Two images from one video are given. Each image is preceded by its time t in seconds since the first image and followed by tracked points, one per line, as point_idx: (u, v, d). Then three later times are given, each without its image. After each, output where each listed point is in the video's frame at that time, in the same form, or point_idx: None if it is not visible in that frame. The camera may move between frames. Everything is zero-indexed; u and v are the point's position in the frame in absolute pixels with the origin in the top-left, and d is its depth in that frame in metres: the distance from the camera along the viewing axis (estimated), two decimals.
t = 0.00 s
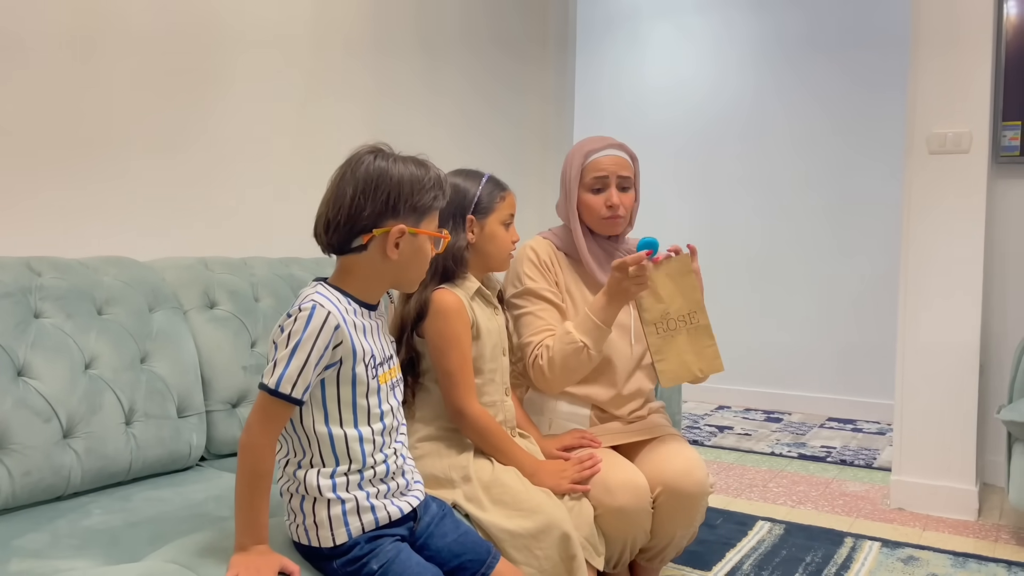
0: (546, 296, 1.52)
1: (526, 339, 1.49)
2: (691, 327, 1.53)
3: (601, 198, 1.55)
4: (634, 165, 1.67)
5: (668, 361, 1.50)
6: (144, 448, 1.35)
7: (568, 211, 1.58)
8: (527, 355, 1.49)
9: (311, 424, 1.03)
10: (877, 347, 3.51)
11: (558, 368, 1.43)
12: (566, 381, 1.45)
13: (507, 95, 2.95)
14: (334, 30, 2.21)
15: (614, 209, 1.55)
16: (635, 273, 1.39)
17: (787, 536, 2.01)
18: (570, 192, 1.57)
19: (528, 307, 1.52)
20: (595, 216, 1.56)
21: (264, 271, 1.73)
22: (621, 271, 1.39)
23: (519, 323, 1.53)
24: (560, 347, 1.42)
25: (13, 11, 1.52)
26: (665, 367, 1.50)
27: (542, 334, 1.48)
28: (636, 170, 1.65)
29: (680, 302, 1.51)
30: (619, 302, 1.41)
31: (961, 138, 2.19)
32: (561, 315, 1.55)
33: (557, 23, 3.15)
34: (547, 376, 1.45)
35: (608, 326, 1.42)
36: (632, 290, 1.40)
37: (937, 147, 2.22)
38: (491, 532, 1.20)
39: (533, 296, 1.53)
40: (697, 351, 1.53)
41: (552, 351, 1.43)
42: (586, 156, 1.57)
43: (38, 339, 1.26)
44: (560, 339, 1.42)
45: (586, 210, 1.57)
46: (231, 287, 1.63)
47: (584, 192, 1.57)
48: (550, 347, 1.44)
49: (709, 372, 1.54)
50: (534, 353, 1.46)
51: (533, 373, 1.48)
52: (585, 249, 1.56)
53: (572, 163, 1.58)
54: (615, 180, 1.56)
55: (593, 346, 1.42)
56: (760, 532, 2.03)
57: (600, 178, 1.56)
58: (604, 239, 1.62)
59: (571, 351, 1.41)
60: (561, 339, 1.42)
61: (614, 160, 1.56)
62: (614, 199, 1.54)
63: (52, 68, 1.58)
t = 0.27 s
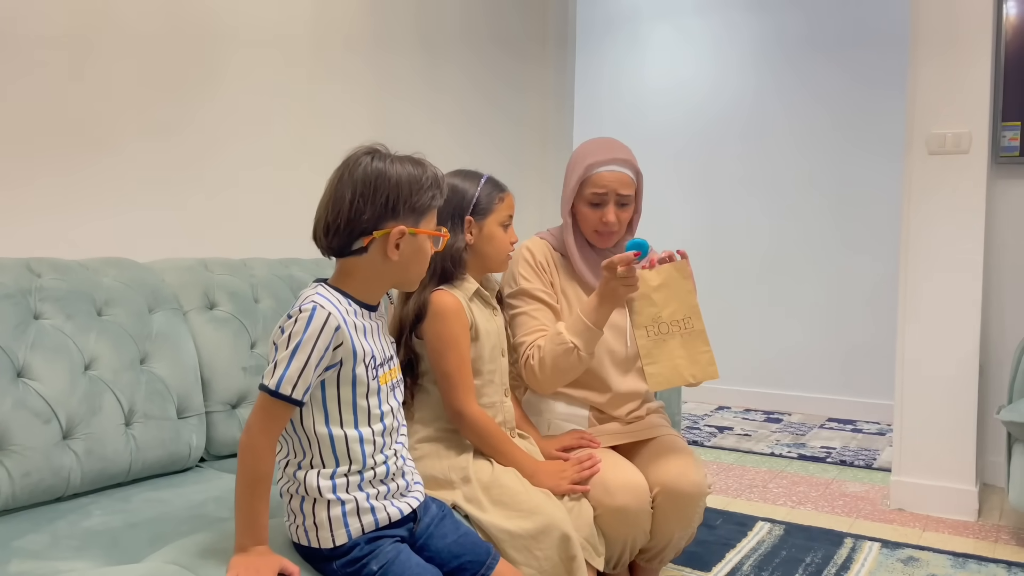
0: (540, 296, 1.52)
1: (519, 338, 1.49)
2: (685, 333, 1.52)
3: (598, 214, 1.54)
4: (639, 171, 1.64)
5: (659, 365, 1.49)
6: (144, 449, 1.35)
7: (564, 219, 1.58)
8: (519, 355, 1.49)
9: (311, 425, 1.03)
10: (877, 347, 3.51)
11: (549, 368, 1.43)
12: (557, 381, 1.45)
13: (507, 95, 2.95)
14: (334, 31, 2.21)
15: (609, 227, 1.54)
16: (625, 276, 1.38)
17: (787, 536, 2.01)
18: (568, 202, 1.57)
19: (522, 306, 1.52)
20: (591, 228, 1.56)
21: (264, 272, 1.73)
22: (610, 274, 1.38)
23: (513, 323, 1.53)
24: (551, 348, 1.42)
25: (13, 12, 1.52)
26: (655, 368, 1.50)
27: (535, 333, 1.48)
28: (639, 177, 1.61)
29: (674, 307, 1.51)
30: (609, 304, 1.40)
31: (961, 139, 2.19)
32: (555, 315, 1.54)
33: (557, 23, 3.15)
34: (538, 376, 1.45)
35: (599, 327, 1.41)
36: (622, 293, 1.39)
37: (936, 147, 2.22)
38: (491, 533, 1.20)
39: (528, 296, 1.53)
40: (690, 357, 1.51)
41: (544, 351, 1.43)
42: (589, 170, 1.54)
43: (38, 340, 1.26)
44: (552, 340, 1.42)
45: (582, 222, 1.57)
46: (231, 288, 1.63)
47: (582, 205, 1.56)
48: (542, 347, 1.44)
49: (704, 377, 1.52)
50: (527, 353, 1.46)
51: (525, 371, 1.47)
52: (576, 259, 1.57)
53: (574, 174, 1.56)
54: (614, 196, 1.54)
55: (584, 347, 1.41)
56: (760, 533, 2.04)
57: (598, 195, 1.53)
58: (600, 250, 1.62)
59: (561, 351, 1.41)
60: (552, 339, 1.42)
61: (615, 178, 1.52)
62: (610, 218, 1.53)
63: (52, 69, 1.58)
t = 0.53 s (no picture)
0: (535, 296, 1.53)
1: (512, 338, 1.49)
2: (659, 348, 1.47)
3: (600, 227, 1.53)
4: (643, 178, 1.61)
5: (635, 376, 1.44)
6: (144, 448, 1.35)
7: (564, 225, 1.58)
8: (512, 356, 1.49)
9: (311, 424, 1.03)
10: (878, 347, 3.50)
11: (538, 370, 1.42)
12: (545, 383, 1.44)
13: (506, 95, 2.95)
14: (334, 31, 2.21)
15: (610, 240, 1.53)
16: (614, 282, 1.36)
17: (787, 536, 2.01)
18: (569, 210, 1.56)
19: (517, 306, 1.52)
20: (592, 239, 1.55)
21: (264, 272, 1.73)
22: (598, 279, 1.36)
23: (508, 322, 1.53)
24: (540, 350, 1.41)
25: (13, 12, 1.52)
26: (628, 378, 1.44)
27: (528, 334, 1.47)
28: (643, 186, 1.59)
29: (654, 320, 1.46)
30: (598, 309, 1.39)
31: (961, 138, 2.19)
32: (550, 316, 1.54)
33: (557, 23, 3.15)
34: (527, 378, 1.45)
35: (589, 332, 1.40)
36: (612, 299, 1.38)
37: (937, 147, 2.22)
38: (491, 533, 1.20)
39: (523, 297, 1.53)
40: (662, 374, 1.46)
41: (533, 352, 1.43)
42: (590, 183, 1.51)
43: (38, 340, 1.26)
44: (543, 341, 1.42)
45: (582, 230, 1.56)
46: (231, 288, 1.63)
47: (582, 215, 1.55)
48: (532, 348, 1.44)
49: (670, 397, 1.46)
50: (518, 353, 1.46)
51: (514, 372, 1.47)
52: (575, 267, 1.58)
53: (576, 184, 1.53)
54: (616, 211, 1.53)
55: (573, 351, 1.40)
56: (761, 533, 2.04)
57: (599, 209, 1.52)
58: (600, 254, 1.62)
59: (550, 354, 1.40)
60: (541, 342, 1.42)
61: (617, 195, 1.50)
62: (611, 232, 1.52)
63: (53, 69, 1.58)
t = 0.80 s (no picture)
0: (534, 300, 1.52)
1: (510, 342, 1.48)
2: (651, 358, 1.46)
3: (600, 215, 1.53)
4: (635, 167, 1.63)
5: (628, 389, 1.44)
6: (144, 448, 1.35)
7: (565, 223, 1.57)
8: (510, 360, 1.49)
9: (311, 424, 1.03)
10: (878, 348, 3.50)
11: (534, 376, 1.41)
12: (541, 389, 1.44)
13: (506, 95, 2.95)
14: (334, 30, 2.21)
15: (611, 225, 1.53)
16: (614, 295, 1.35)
17: (787, 536, 2.01)
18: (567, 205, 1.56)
19: (516, 311, 1.52)
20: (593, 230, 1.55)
21: (264, 272, 1.73)
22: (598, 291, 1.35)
23: (507, 326, 1.53)
24: (536, 357, 1.41)
25: (14, 12, 1.52)
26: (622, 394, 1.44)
27: (526, 339, 1.47)
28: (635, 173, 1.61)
29: (648, 331, 1.44)
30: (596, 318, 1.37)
31: (961, 138, 2.19)
32: (550, 321, 1.54)
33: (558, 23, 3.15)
34: (524, 384, 1.44)
35: (586, 341, 1.39)
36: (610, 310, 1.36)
37: (937, 147, 2.22)
38: (491, 532, 1.20)
39: (522, 301, 1.53)
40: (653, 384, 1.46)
41: (530, 358, 1.43)
42: (583, 170, 1.54)
43: (38, 340, 1.26)
44: (540, 347, 1.41)
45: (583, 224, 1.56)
46: (231, 288, 1.63)
47: (582, 207, 1.55)
48: (529, 354, 1.43)
49: (658, 407, 1.48)
50: (515, 359, 1.46)
51: (510, 377, 1.46)
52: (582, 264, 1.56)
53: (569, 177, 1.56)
54: (612, 194, 1.54)
55: (569, 359, 1.39)
56: (761, 533, 2.04)
57: (597, 195, 1.53)
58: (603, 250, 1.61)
59: (546, 361, 1.39)
60: (538, 348, 1.41)
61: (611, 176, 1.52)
62: (611, 216, 1.52)
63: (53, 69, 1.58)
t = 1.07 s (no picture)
0: (533, 302, 1.52)
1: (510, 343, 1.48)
2: (651, 365, 1.43)
3: (592, 199, 1.55)
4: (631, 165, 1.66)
5: (621, 391, 1.43)
6: (143, 449, 1.35)
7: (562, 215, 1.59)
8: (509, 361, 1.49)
9: (311, 424, 1.03)
10: (878, 348, 3.50)
11: (533, 377, 1.41)
12: (540, 389, 1.43)
13: (506, 96, 2.95)
14: (334, 30, 2.21)
15: (604, 207, 1.54)
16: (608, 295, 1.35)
17: (787, 537, 2.01)
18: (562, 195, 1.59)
19: (515, 312, 1.52)
20: (587, 217, 1.56)
21: (264, 272, 1.73)
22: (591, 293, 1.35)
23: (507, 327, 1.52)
24: (534, 358, 1.41)
25: (13, 11, 1.52)
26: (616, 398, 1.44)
27: (525, 340, 1.46)
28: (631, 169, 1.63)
29: (648, 336, 1.42)
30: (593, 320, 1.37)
31: (962, 138, 2.19)
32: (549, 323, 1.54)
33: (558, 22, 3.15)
34: (522, 386, 1.44)
35: (582, 343, 1.39)
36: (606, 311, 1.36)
37: (938, 147, 2.22)
38: (491, 532, 1.20)
39: (522, 303, 1.53)
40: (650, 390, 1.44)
41: (528, 360, 1.43)
42: (574, 160, 1.60)
43: (37, 339, 1.26)
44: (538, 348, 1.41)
45: (578, 211, 1.58)
46: (231, 288, 1.63)
47: (576, 195, 1.58)
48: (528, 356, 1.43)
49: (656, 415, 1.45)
50: (515, 360, 1.46)
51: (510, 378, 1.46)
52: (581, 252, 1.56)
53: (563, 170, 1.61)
54: (604, 181, 1.56)
55: (566, 361, 1.39)
56: (761, 533, 2.03)
57: (589, 178, 1.56)
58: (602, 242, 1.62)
59: (544, 361, 1.39)
60: (536, 350, 1.41)
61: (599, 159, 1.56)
62: (603, 198, 1.54)
63: (53, 68, 1.58)
